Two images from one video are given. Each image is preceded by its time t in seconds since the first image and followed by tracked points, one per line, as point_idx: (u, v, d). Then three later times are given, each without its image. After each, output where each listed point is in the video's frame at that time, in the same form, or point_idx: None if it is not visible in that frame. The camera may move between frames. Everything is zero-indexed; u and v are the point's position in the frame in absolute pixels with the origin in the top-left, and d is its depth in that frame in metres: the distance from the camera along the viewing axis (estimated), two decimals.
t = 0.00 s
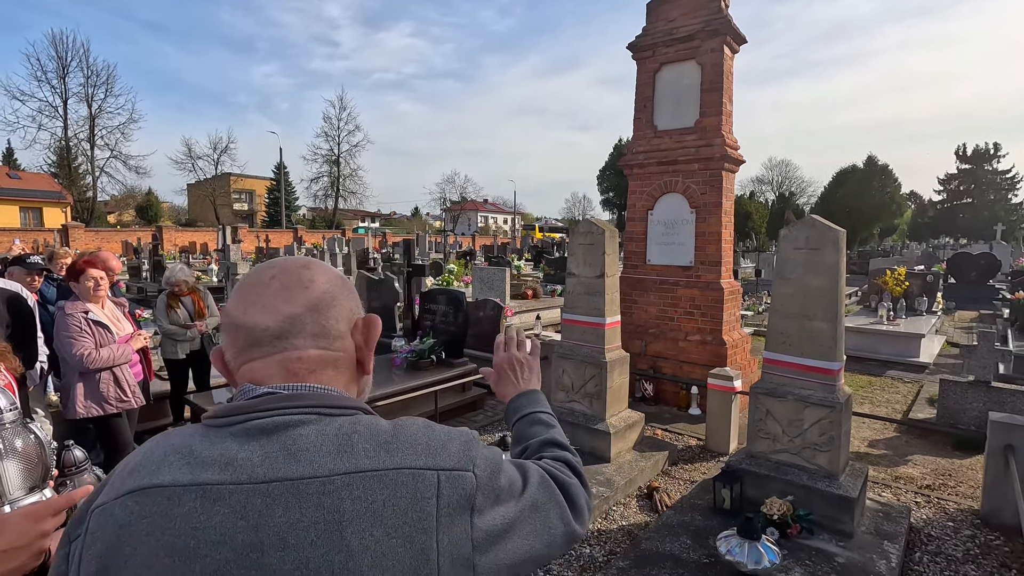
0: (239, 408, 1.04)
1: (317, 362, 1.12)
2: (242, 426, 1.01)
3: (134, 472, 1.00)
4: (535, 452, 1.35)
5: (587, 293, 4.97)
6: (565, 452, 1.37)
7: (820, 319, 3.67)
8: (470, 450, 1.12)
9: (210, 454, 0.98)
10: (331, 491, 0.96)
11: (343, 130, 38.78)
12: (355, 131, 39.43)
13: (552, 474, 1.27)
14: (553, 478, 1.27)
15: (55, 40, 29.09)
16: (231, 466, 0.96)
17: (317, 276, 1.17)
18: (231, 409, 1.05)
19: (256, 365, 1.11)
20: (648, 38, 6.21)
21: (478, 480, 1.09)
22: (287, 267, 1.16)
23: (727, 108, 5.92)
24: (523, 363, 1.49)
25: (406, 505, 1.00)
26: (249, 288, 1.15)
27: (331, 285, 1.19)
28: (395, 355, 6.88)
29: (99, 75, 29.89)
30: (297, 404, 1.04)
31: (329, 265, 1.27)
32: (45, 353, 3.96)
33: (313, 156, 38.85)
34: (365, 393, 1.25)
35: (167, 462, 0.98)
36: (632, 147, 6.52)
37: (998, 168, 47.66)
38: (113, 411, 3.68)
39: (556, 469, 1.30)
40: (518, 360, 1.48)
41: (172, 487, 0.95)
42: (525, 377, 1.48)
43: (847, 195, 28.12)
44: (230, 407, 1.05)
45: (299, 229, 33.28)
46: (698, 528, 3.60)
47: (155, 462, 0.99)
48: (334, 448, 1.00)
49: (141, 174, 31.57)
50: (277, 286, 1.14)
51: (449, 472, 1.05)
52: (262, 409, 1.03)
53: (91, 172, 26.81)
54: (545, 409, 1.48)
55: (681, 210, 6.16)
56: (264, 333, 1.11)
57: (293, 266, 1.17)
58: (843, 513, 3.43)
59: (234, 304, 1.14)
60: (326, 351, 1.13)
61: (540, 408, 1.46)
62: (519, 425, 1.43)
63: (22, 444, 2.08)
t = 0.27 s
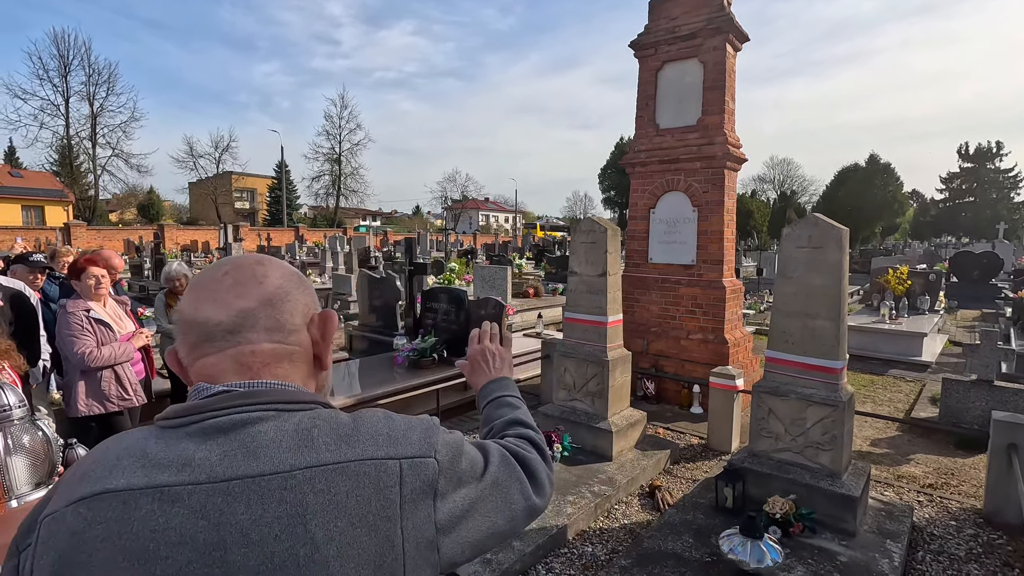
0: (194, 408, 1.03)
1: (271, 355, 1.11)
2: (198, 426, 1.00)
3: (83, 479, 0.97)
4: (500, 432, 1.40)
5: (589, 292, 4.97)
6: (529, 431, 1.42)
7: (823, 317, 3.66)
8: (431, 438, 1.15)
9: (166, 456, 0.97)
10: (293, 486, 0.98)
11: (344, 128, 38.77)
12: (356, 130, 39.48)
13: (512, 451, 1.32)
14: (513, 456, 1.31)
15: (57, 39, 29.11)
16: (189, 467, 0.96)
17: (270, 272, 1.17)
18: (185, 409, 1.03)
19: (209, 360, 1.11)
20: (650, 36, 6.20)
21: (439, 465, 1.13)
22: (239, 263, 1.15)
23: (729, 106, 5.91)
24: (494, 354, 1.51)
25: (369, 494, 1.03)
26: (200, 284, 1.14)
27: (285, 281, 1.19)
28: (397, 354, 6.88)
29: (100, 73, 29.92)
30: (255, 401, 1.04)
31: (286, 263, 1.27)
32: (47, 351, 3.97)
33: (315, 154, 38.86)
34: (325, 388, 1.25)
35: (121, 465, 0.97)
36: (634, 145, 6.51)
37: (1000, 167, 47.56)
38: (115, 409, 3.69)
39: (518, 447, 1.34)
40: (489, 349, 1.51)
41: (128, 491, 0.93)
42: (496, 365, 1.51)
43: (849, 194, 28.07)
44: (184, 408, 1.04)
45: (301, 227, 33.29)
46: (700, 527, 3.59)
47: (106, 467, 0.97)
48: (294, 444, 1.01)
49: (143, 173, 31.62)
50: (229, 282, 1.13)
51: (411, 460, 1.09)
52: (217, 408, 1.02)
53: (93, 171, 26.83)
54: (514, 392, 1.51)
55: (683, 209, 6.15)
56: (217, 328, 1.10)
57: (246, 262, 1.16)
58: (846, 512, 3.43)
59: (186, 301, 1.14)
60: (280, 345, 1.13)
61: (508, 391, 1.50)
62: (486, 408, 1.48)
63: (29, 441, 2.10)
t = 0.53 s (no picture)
0: (167, 412, 1.02)
1: (240, 356, 1.11)
2: (175, 429, 0.99)
3: (55, 492, 0.94)
4: (479, 416, 1.41)
5: (591, 290, 4.97)
6: (509, 413, 1.44)
7: (825, 316, 3.65)
8: (410, 424, 1.17)
9: (144, 461, 0.96)
10: (276, 481, 0.98)
11: (345, 126, 38.76)
12: (358, 128, 39.45)
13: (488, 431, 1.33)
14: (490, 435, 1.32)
15: (58, 37, 29.11)
16: (169, 470, 0.95)
17: (235, 273, 1.16)
18: (159, 413, 1.02)
19: (177, 362, 1.10)
20: (652, 35, 6.19)
21: (420, 450, 1.15)
22: (203, 265, 1.14)
23: (731, 105, 5.90)
24: (479, 346, 1.54)
25: (354, 483, 1.05)
26: (164, 287, 1.13)
27: (250, 280, 1.17)
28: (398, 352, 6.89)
29: (101, 71, 29.94)
30: (230, 400, 1.04)
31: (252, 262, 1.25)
32: (49, 350, 3.97)
33: (316, 152, 38.85)
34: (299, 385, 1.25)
35: (97, 473, 0.95)
36: (635, 144, 6.50)
37: (1002, 165, 47.44)
38: (116, 408, 3.69)
39: (496, 427, 1.36)
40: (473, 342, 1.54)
41: (107, 500, 0.92)
42: (480, 356, 1.54)
43: (851, 192, 28.02)
44: (157, 413, 1.03)
45: (302, 226, 33.30)
46: (702, 526, 3.59)
47: (80, 478, 0.95)
48: (274, 440, 1.01)
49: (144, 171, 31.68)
50: (194, 284, 1.12)
51: (392, 446, 1.11)
52: (193, 410, 1.01)
53: (94, 169, 26.84)
54: (497, 380, 1.53)
55: (684, 208, 6.14)
56: (183, 331, 1.09)
57: (209, 263, 1.15)
58: (848, 511, 3.42)
59: (150, 305, 1.12)
60: (248, 345, 1.12)
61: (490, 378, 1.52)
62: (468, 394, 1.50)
63: (30, 440, 2.16)
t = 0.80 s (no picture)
0: (150, 408, 1.02)
1: (224, 356, 1.09)
2: (156, 425, 0.99)
3: (41, 488, 0.95)
4: (473, 407, 1.41)
5: (592, 289, 4.96)
6: (504, 404, 1.42)
7: (826, 315, 3.65)
8: (394, 416, 1.15)
9: (124, 456, 0.96)
10: (254, 475, 0.97)
11: (346, 125, 38.77)
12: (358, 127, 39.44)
13: (479, 422, 1.32)
14: (480, 425, 1.31)
15: (59, 35, 29.13)
16: (148, 465, 0.95)
17: (219, 271, 1.14)
18: (141, 410, 1.02)
19: (162, 363, 1.09)
20: (653, 33, 6.18)
21: (404, 442, 1.13)
22: (186, 264, 1.12)
23: (733, 103, 5.89)
24: (478, 340, 1.54)
25: (334, 477, 1.03)
26: (148, 287, 1.12)
27: (235, 278, 1.16)
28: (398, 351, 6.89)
29: (102, 70, 29.93)
30: (212, 395, 1.03)
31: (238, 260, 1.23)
32: (50, 348, 3.97)
33: (317, 151, 38.85)
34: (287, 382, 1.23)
35: (80, 469, 0.95)
36: (636, 143, 6.49)
37: (1003, 165, 47.39)
38: (117, 407, 3.69)
39: (487, 418, 1.34)
40: (473, 336, 1.54)
41: (87, 495, 0.92)
42: (479, 350, 1.54)
43: (852, 192, 28.01)
44: (141, 409, 1.03)
45: (302, 224, 33.31)
46: (703, 525, 3.59)
47: (64, 474, 0.95)
48: (253, 434, 1.00)
49: (145, 170, 31.70)
50: (177, 284, 1.11)
51: (374, 439, 1.09)
52: (173, 405, 1.01)
53: (95, 167, 26.84)
54: (494, 373, 1.52)
55: (685, 207, 6.14)
56: (166, 331, 1.08)
57: (193, 262, 1.14)
58: (849, 511, 3.42)
59: (134, 305, 1.11)
60: (233, 344, 1.10)
61: (488, 370, 1.51)
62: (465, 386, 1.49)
63: (23, 431, 2.18)
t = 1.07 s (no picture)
0: (142, 401, 1.02)
1: (220, 354, 1.09)
2: (146, 418, 0.99)
3: (35, 474, 0.97)
4: (476, 409, 1.40)
5: (592, 288, 4.96)
6: (508, 407, 1.41)
7: (827, 315, 3.64)
8: (386, 417, 1.14)
9: (113, 448, 0.96)
10: (238, 471, 0.97)
11: (345, 124, 38.74)
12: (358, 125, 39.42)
13: (479, 425, 1.32)
14: (480, 428, 1.31)
15: (59, 34, 29.10)
16: (134, 458, 0.95)
17: (215, 269, 1.13)
18: (134, 403, 1.02)
19: (157, 361, 1.08)
20: (654, 32, 6.16)
21: (393, 443, 1.11)
22: (181, 261, 1.11)
23: (733, 102, 5.88)
24: (487, 343, 1.53)
25: (319, 475, 1.02)
26: (142, 285, 1.10)
27: (231, 276, 1.15)
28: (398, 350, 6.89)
29: (102, 68, 29.89)
30: (201, 391, 1.03)
31: (233, 257, 1.23)
32: (49, 347, 3.97)
33: (317, 150, 38.82)
34: (282, 380, 1.23)
35: (70, 458, 0.96)
36: (637, 142, 6.48)
37: (1003, 164, 47.39)
38: (116, 405, 3.68)
39: (488, 421, 1.33)
40: (482, 339, 1.53)
41: (75, 484, 0.92)
42: (487, 352, 1.52)
43: (852, 191, 27.99)
44: (133, 401, 1.03)
45: (302, 223, 33.28)
46: (703, 524, 3.59)
47: (57, 462, 0.96)
48: (239, 431, 0.99)
49: (144, 168, 31.69)
50: (173, 282, 1.09)
51: (362, 439, 1.07)
52: (164, 400, 1.01)
53: (94, 166, 26.81)
54: (500, 375, 1.51)
55: (685, 206, 6.13)
56: (161, 329, 1.07)
57: (188, 260, 1.12)
58: (849, 510, 3.42)
59: (129, 302, 1.10)
60: (229, 343, 1.10)
61: (494, 373, 1.50)
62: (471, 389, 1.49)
63: (20, 425, 2.17)
